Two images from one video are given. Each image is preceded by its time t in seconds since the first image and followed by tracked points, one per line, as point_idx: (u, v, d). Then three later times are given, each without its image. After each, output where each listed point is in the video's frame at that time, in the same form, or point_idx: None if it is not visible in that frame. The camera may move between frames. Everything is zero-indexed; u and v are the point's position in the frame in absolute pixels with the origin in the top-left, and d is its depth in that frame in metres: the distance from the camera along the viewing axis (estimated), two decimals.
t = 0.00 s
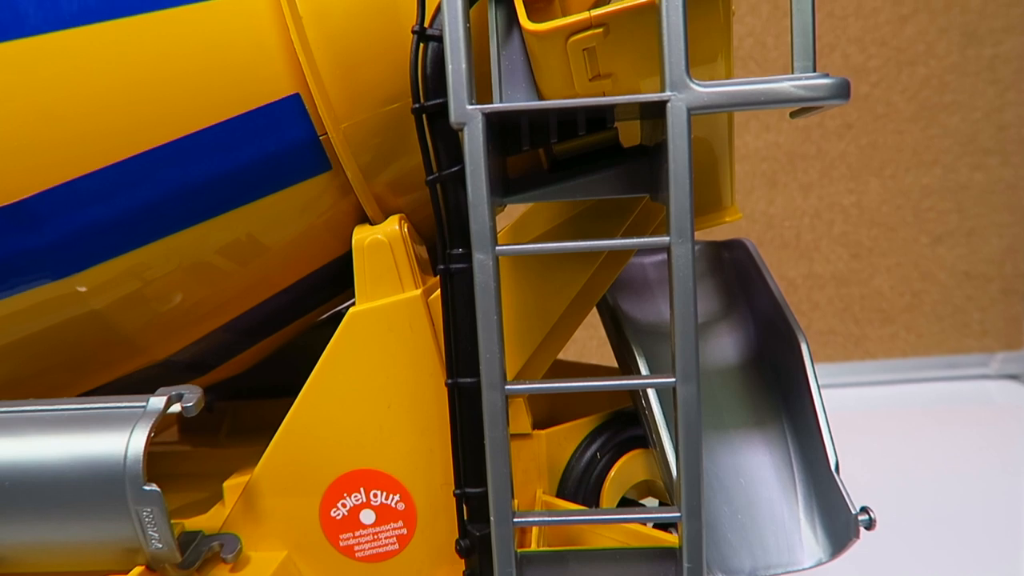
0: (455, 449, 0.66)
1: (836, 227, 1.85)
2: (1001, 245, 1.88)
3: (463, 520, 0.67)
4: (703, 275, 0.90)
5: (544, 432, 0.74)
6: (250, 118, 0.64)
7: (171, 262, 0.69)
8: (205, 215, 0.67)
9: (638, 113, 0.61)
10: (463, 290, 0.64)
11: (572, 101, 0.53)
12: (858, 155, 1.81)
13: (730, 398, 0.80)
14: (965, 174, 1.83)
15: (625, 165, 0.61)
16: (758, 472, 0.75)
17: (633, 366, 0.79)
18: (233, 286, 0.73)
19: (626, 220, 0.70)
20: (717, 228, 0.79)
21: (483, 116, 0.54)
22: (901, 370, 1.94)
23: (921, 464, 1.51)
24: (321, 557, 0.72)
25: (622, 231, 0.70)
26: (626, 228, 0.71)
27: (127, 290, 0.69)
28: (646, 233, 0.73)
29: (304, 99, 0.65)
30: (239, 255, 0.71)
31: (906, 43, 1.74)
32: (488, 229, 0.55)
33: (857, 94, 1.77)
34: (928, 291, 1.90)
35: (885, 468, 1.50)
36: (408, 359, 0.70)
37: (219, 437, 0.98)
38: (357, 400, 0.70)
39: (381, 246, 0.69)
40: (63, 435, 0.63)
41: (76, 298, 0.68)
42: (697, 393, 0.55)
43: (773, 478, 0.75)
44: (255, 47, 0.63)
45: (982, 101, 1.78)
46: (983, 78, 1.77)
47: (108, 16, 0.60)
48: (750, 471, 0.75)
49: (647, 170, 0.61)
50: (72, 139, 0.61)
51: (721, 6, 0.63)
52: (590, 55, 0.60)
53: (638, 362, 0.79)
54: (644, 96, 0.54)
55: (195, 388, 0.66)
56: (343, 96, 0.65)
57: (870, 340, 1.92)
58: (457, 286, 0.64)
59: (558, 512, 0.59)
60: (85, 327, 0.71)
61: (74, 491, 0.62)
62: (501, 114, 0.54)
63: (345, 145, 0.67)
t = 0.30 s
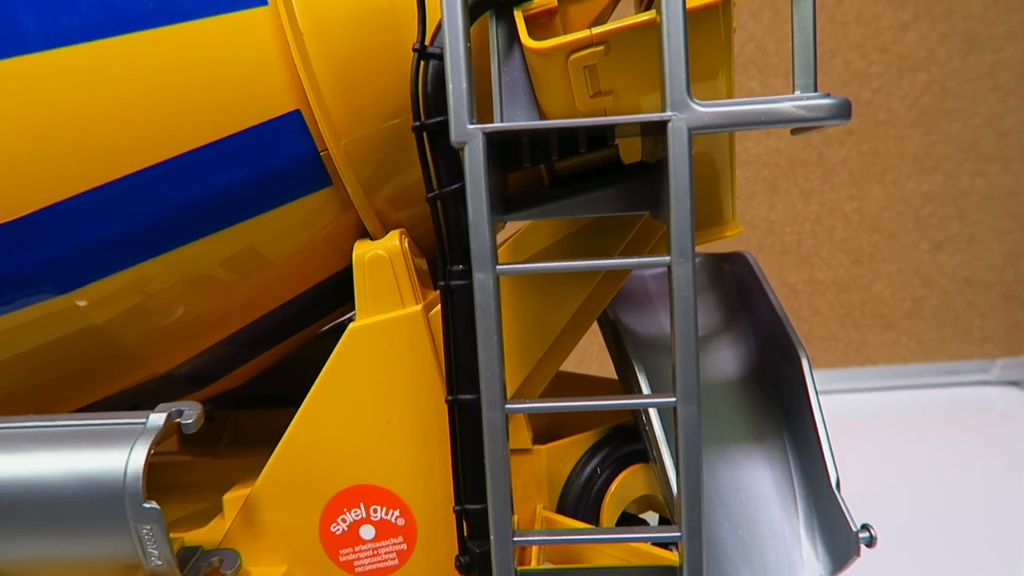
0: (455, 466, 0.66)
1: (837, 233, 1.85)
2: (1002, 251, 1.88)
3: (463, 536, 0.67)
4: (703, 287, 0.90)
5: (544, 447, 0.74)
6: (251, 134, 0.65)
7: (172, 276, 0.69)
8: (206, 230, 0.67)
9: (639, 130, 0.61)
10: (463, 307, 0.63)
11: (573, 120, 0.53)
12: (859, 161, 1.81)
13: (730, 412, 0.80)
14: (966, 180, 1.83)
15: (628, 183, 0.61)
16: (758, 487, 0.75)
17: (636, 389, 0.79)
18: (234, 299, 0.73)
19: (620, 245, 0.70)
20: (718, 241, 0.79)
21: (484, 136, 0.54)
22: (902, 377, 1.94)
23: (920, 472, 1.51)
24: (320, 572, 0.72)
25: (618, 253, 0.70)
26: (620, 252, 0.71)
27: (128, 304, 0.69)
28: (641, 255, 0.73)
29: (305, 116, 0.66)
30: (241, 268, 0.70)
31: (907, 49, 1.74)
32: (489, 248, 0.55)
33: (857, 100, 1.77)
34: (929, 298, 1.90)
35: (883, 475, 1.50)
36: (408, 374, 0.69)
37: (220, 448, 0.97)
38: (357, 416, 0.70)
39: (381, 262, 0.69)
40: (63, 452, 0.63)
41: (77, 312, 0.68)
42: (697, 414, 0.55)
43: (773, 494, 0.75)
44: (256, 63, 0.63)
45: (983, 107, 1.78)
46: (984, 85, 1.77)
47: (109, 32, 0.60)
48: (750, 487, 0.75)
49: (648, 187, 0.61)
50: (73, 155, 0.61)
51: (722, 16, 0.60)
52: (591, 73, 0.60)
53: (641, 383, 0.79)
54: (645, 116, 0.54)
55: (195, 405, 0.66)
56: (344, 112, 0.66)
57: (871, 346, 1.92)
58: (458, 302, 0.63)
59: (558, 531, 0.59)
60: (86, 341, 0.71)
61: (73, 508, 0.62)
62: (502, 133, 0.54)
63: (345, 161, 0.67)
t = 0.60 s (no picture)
0: (455, 479, 0.66)
1: (837, 238, 1.85)
2: (1002, 256, 1.88)
3: (463, 549, 0.67)
4: (704, 297, 0.90)
5: (544, 458, 0.74)
6: (252, 147, 0.65)
7: (173, 287, 0.69)
8: (207, 242, 0.67)
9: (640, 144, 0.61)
10: (464, 320, 0.63)
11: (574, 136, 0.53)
12: (859, 167, 1.81)
13: (731, 423, 0.80)
14: (966, 186, 1.83)
15: (630, 198, 0.61)
16: (759, 500, 0.75)
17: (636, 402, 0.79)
18: (235, 309, 0.73)
19: (618, 260, 0.70)
20: (719, 252, 0.79)
21: (485, 151, 0.54)
22: (901, 382, 1.93)
23: (918, 477, 1.51)
24: None
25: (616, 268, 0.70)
26: (619, 267, 0.71)
27: (129, 315, 0.69)
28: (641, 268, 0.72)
29: (306, 129, 0.66)
30: (241, 279, 0.70)
31: (907, 55, 1.74)
32: (490, 264, 0.54)
33: (858, 105, 1.77)
34: (929, 302, 1.90)
35: (882, 481, 1.50)
36: (408, 386, 0.69)
37: (219, 454, 0.98)
38: (357, 428, 0.70)
39: (382, 274, 0.69)
40: (63, 465, 0.63)
41: (77, 324, 0.68)
42: (698, 429, 0.55)
43: (773, 506, 0.75)
44: (257, 76, 0.63)
45: (983, 112, 1.78)
46: (984, 90, 1.77)
47: (109, 45, 0.60)
48: (751, 499, 0.75)
49: (649, 202, 0.61)
50: (73, 167, 0.61)
51: (724, 31, 0.60)
52: (592, 87, 0.60)
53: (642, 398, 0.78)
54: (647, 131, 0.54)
55: (195, 418, 0.66)
56: (345, 125, 0.66)
57: (871, 351, 1.92)
58: (459, 315, 0.63)
59: (558, 546, 0.59)
60: (86, 351, 0.71)
61: (73, 522, 0.62)
62: (502, 149, 0.54)
63: (345, 174, 0.67)
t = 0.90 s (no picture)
0: (455, 500, 0.66)
1: (836, 244, 1.84)
2: (1001, 263, 1.88)
3: (462, 569, 0.67)
4: (703, 312, 0.90)
5: (544, 477, 0.74)
6: (253, 167, 0.65)
7: (173, 305, 0.68)
8: (208, 262, 0.67)
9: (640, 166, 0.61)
10: (464, 341, 0.63)
11: (574, 162, 0.53)
12: (858, 173, 1.81)
13: (730, 440, 0.80)
14: (965, 192, 1.83)
15: (631, 222, 0.61)
16: (758, 519, 0.75)
17: (636, 421, 0.79)
18: (236, 325, 0.73)
19: (617, 281, 0.70)
20: (719, 271, 0.79)
21: (485, 177, 0.54)
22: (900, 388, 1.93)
23: (918, 485, 1.51)
24: None
25: (611, 295, 0.70)
26: (617, 289, 0.71)
27: (129, 333, 0.69)
28: (640, 288, 0.73)
29: (306, 150, 0.66)
30: (242, 296, 0.70)
31: (907, 61, 1.75)
32: (490, 288, 0.55)
33: (857, 111, 1.77)
34: (928, 309, 1.90)
35: (881, 488, 1.50)
36: (408, 406, 0.69)
37: (219, 466, 0.97)
38: (357, 447, 0.70)
39: (382, 294, 0.69)
40: (63, 486, 0.63)
41: (77, 343, 0.68)
42: (698, 454, 0.55)
43: (773, 525, 0.75)
44: (259, 97, 0.63)
45: (982, 119, 1.78)
46: (983, 96, 1.77)
47: (110, 67, 0.60)
48: (750, 518, 0.75)
49: (649, 224, 0.61)
50: (76, 186, 0.61)
51: (724, 55, 0.60)
52: (592, 110, 0.60)
53: (642, 417, 0.78)
54: (647, 157, 0.54)
55: (195, 438, 0.65)
56: (345, 146, 0.66)
57: (870, 357, 1.92)
58: (459, 337, 0.63)
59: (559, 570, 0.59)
60: (87, 368, 0.71)
61: (73, 543, 0.62)
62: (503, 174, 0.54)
63: (346, 195, 0.68)
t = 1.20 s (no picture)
0: (454, 522, 0.65)
1: (836, 249, 1.84)
2: (1001, 268, 1.87)
3: None
4: (704, 327, 0.90)
5: (544, 495, 0.73)
6: (252, 187, 0.64)
7: (171, 323, 0.68)
8: (207, 281, 0.66)
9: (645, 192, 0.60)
10: (464, 362, 0.63)
11: (575, 186, 0.53)
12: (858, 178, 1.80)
13: (731, 458, 0.79)
14: (965, 197, 1.82)
15: (631, 244, 0.60)
16: (759, 538, 0.74)
17: (636, 441, 0.78)
18: (235, 342, 0.72)
19: (618, 300, 0.70)
20: (720, 286, 0.78)
21: (485, 201, 0.53)
22: (900, 394, 1.92)
23: (917, 491, 1.50)
24: None
25: (611, 314, 0.70)
26: (618, 306, 0.71)
27: (127, 351, 0.69)
28: (642, 304, 0.72)
29: (304, 169, 0.65)
30: (240, 313, 0.70)
31: (907, 66, 1.74)
32: (490, 313, 0.54)
33: (857, 116, 1.77)
34: (928, 314, 1.89)
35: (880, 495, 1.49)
36: (408, 426, 0.69)
37: (217, 478, 0.96)
38: (356, 467, 0.69)
39: (381, 313, 0.68)
40: (61, 509, 0.62)
41: (72, 361, 0.68)
42: (699, 479, 0.54)
43: (774, 544, 0.74)
44: (257, 117, 0.63)
45: (982, 124, 1.78)
46: (984, 101, 1.77)
47: (107, 87, 0.60)
48: (751, 537, 0.74)
49: (651, 246, 0.60)
50: (74, 207, 0.61)
51: (726, 75, 0.60)
52: (593, 130, 0.59)
53: (641, 435, 0.78)
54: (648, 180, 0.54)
55: (193, 460, 0.65)
56: (344, 165, 0.66)
57: (870, 363, 1.91)
58: (459, 358, 0.63)
59: None
60: (84, 385, 0.70)
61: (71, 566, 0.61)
62: (502, 198, 0.54)
63: (346, 214, 0.67)
